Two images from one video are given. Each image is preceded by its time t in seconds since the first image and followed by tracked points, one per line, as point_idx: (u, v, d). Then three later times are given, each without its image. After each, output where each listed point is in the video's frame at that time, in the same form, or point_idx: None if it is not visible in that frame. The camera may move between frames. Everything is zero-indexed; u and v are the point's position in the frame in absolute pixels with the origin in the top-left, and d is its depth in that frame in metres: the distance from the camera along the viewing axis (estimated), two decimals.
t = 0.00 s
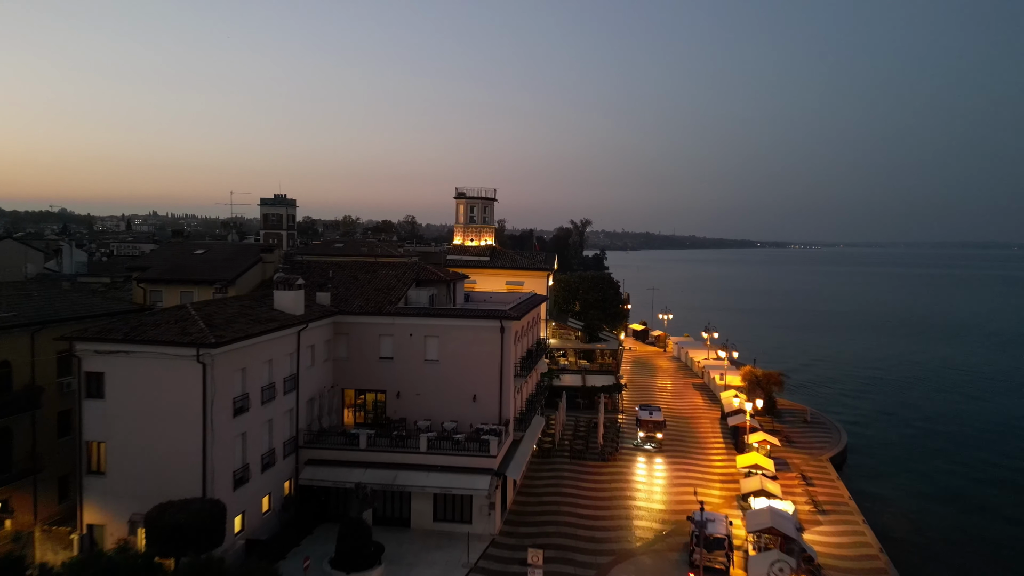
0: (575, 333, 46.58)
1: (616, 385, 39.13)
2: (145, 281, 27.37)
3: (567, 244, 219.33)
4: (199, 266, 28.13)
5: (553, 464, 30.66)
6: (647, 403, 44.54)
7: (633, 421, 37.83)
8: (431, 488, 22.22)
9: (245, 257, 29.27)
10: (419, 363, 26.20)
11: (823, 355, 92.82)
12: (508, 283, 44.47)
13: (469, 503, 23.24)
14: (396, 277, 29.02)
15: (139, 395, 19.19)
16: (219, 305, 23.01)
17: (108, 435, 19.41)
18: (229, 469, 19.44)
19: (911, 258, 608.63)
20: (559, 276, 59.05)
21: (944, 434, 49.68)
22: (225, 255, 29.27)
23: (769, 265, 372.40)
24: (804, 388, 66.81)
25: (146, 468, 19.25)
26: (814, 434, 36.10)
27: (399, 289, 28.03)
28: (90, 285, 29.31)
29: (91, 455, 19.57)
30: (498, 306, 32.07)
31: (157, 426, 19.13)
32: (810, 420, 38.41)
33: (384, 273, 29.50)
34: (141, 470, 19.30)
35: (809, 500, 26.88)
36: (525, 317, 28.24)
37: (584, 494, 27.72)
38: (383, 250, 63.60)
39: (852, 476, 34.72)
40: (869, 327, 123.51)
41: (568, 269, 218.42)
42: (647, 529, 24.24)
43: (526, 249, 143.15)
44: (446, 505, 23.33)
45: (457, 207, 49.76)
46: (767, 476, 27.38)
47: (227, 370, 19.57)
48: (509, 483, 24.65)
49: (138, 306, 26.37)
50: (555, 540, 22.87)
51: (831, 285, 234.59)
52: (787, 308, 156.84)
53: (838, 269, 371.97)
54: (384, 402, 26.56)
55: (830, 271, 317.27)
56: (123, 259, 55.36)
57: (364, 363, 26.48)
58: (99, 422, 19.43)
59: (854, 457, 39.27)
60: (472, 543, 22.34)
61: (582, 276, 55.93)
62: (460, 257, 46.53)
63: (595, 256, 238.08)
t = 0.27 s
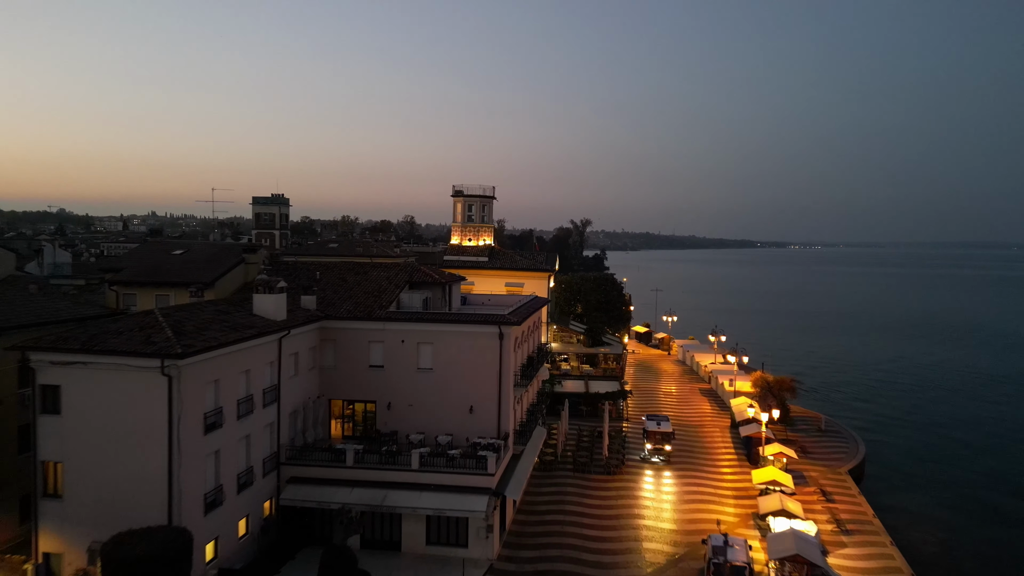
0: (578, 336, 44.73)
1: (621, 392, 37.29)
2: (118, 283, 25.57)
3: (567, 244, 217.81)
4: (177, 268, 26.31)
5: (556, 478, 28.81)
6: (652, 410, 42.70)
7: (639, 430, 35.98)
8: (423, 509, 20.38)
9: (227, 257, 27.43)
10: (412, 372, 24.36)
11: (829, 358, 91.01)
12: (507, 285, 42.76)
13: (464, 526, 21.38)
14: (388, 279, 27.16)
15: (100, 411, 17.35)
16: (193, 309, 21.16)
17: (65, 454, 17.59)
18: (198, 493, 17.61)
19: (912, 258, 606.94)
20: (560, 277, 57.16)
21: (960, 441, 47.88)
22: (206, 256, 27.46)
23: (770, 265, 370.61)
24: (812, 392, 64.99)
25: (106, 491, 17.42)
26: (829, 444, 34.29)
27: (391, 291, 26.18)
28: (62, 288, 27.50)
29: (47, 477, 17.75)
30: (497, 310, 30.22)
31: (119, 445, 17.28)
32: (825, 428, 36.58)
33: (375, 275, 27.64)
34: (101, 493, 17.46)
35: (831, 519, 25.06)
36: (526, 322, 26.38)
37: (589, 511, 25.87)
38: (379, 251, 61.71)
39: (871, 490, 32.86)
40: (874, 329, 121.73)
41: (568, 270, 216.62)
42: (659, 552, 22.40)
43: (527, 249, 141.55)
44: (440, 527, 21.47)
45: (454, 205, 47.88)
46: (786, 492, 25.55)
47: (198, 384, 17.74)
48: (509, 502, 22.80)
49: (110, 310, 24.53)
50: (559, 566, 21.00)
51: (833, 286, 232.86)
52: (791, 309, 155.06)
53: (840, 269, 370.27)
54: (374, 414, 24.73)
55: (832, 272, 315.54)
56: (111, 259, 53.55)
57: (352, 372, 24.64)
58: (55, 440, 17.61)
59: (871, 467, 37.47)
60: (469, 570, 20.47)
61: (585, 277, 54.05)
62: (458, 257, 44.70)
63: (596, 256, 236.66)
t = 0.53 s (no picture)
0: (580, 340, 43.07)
1: (625, 399, 35.62)
2: (90, 286, 23.92)
3: (568, 245, 216.19)
4: (153, 269, 24.65)
5: (559, 493, 27.14)
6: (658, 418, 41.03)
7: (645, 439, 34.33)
8: (415, 533, 18.72)
9: (208, 258, 25.77)
10: (404, 381, 22.69)
11: (834, 360, 89.38)
12: (506, 287, 41.15)
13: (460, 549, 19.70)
14: (379, 282, 25.49)
15: (55, 428, 15.69)
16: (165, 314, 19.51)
17: (18, 475, 15.94)
18: (164, 519, 15.95)
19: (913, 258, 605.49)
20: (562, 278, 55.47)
21: (975, 448, 46.24)
22: (185, 257, 25.79)
23: (771, 266, 369.06)
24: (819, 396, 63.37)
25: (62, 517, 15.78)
26: (845, 454, 32.65)
27: (382, 295, 24.51)
28: (32, 291, 25.83)
29: None
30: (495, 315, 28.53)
31: (77, 466, 15.62)
32: (839, 437, 34.97)
33: (366, 277, 25.97)
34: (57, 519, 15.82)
35: (854, 539, 23.46)
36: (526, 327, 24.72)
37: (594, 530, 24.20)
38: (375, 251, 60.07)
39: (889, 502, 31.24)
40: (878, 330, 120.11)
41: (569, 270, 215.02)
42: None
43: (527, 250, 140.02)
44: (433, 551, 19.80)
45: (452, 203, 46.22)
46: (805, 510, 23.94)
47: (165, 397, 16.08)
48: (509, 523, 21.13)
49: (80, 315, 22.87)
50: None
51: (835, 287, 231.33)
52: (793, 310, 153.47)
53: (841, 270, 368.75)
54: (364, 426, 23.07)
55: (834, 272, 313.99)
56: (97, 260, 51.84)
57: (340, 381, 22.97)
58: (6, 460, 15.96)
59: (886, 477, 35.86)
60: None
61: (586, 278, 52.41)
62: (455, 258, 43.04)
63: (596, 257, 234.95)
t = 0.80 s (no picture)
0: (582, 344, 41.46)
1: (630, 407, 34.01)
2: (58, 290, 22.29)
3: (567, 246, 214.68)
4: (127, 272, 23.02)
5: (562, 509, 25.49)
6: (663, 426, 39.36)
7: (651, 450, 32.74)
8: (405, 561, 17.08)
9: (186, 259, 24.13)
10: (394, 392, 21.04)
11: (840, 362, 87.82)
12: (505, 289, 39.52)
13: None
14: (368, 285, 23.86)
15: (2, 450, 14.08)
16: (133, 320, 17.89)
17: None
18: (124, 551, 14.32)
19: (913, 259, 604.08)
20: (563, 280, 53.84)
21: (991, 457, 44.67)
22: (162, 258, 24.15)
23: (772, 266, 367.65)
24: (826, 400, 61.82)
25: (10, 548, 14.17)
26: (862, 466, 31.07)
27: (371, 299, 22.86)
28: None
29: None
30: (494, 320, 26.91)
31: (26, 492, 14.01)
32: (855, 447, 33.42)
33: (355, 280, 24.34)
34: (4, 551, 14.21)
35: (879, 561, 21.84)
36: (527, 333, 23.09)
37: (599, 551, 22.55)
38: (371, 252, 58.44)
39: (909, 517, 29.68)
40: (883, 332, 118.59)
41: (569, 271, 213.61)
42: None
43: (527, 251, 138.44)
44: None
45: (449, 202, 44.59)
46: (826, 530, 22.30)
47: (124, 415, 14.45)
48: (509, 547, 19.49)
49: (46, 322, 21.22)
50: None
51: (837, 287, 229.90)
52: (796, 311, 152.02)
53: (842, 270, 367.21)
54: (352, 441, 21.44)
55: (835, 273, 312.59)
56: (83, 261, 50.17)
57: (326, 392, 21.34)
58: None
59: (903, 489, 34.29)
60: None
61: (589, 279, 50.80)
62: (452, 259, 41.41)
63: (596, 257, 233.44)
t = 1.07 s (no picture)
0: (584, 349, 39.72)
1: (636, 417, 32.29)
2: (18, 296, 20.56)
3: (567, 246, 212.87)
4: (94, 276, 21.28)
5: (565, 530, 23.75)
6: (669, 435, 37.58)
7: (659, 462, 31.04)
8: None
9: (159, 262, 22.39)
10: (382, 407, 19.31)
11: (846, 365, 86.10)
12: (504, 292, 37.79)
13: None
14: (356, 289, 22.13)
15: None
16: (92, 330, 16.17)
17: None
18: None
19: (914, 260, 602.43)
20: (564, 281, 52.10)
21: (1010, 466, 42.98)
22: (133, 261, 22.41)
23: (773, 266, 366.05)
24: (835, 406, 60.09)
25: None
26: (882, 481, 29.37)
27: (359, 304, 21.12)
28: None
29: None
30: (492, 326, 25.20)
31: None
32: (873, 459, 31.72)
33: (342, 283, 22.62)
34: None
35: None
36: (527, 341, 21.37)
37: None
38: (365, 253, 56.63)
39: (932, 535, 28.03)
40: (888, 333, 116.92)
41: (569, 272, 211.95)
42: None
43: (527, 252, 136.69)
44: None
45: (446, 201, 42.78)
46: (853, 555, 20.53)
47: (70, 441, 12.73)
48: None
49: (3, 329, 19.49)
50: None
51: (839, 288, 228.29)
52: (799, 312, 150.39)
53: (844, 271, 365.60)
54: (337, 459, 19.72)
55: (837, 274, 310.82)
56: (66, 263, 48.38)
57: (308, 406, 19.62)
58: None
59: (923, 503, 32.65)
60: None
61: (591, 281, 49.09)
62: (449, 260, 39.66)
63: (596, 258, 231.70)
